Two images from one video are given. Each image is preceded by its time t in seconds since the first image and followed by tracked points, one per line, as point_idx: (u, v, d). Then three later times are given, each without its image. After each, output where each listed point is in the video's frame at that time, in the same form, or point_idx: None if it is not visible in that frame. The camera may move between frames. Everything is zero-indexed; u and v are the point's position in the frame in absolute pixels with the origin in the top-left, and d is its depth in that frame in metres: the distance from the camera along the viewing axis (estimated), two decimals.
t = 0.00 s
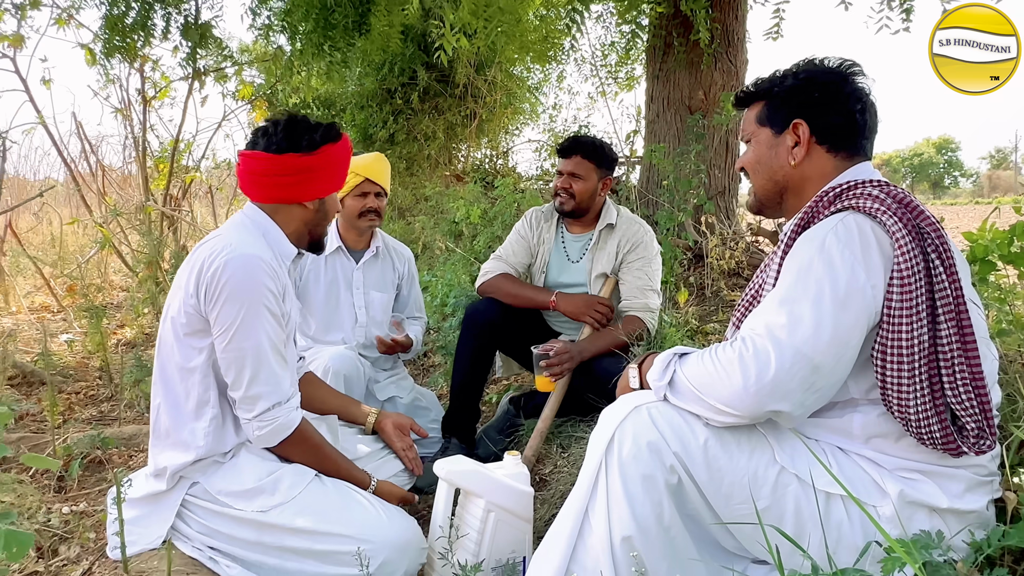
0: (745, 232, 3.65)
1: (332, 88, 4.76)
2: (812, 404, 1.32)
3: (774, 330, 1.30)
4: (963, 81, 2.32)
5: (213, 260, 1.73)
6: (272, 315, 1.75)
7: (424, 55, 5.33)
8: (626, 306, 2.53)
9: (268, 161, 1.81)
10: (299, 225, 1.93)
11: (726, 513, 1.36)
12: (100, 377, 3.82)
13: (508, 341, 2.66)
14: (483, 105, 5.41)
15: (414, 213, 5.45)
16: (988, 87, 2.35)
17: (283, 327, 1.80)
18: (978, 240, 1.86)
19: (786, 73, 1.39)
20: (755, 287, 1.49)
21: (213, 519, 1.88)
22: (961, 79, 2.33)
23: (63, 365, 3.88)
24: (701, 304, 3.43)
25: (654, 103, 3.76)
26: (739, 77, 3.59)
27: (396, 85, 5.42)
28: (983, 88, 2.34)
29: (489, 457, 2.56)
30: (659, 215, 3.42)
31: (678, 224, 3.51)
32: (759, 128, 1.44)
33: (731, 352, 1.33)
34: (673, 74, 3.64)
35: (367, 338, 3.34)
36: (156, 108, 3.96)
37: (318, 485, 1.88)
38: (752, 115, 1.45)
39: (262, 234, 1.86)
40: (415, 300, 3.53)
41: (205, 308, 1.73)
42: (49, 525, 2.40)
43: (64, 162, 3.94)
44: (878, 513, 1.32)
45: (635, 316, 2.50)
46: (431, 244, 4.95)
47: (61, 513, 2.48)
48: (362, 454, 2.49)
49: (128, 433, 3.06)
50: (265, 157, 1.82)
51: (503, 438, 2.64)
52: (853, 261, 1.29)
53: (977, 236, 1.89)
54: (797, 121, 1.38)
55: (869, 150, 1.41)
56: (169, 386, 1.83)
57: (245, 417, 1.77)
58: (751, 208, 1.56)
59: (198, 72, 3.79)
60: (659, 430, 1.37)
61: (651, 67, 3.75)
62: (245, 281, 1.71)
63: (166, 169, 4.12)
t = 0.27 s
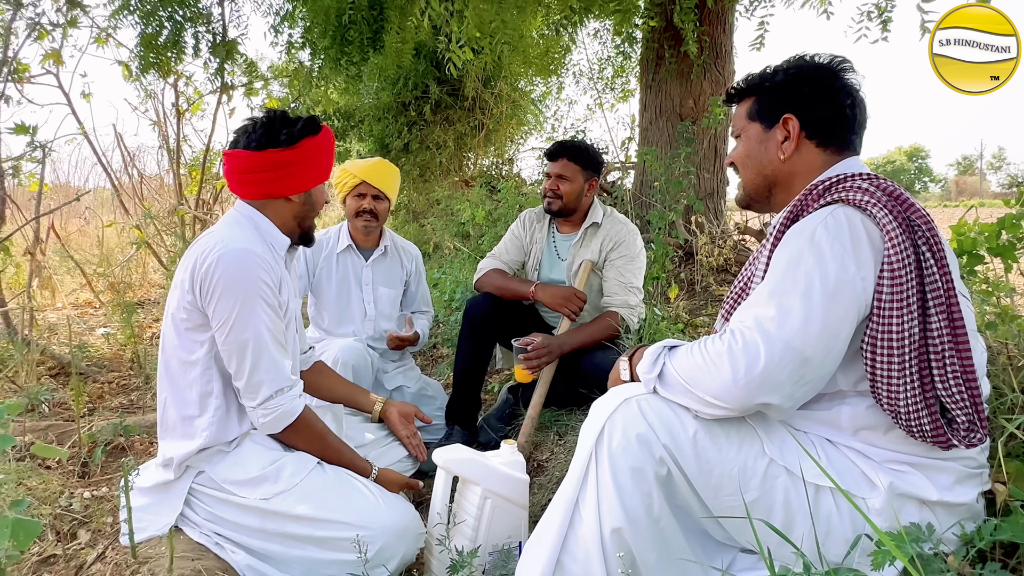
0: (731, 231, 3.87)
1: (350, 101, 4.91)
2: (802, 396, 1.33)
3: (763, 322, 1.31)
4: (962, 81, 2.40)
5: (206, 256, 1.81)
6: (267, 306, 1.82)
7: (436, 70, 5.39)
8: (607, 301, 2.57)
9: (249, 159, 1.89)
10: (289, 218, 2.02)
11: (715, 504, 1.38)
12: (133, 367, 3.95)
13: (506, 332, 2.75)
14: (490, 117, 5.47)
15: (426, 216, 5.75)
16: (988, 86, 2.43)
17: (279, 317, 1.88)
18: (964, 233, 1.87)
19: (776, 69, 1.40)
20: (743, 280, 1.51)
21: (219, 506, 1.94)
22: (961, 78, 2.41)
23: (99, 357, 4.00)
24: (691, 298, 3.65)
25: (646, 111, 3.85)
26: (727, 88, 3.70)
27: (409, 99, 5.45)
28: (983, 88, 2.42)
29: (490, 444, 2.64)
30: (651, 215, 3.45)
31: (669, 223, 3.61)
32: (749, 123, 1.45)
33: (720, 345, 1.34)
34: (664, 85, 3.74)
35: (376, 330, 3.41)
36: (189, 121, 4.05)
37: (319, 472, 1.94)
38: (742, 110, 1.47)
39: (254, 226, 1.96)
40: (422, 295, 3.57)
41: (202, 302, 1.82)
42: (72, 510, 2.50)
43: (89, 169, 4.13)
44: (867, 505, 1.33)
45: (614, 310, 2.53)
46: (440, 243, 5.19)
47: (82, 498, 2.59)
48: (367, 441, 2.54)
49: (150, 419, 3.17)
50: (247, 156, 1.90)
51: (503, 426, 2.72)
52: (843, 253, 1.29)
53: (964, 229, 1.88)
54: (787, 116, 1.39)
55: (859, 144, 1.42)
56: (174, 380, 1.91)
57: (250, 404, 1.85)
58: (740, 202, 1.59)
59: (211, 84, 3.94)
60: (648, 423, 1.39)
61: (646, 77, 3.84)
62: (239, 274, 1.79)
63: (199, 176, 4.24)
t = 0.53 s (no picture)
0: (713, 233, 4.06)
1: (365, 116, 5.69)
2: (773, 396, 1.34)
3: (735, 323, 1.32)
4: (962, 81, 2.38)
5: (200, 261, 1.91)
6: (259, 308, 1.92)
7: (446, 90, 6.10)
8: (592, 306, 2.72)
9: (237, 170, 2.02)
10: (282, 220, 2.18)
11: (688, 502, 1.40)
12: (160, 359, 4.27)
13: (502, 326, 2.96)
14: (495, 131, 6.13)
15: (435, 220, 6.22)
16: (988, 86, 2.40)
17: (272, 318, 1.97)
18: (936, 233, 1.92)
19: (749, 74, 1.44)
20: (717, 280, 1.55)
21: (219, 497, 2.01)
22: (961, 78, 2.39)
23: (132, 350, 4.41)
24: (674, 296, 3.84)
25: (634, 124, 4.13)
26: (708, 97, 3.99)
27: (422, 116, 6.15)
28: (983, 88, 2.39)
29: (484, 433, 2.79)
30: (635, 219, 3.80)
31: (652, 226, 3.88)
32: (724, 127, 1.48)
33: (692, 345, 1.36)
34: (650, 98, 4.00)
35: (381, 326, 3.48)
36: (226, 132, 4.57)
37: (314, 464, 2.04)
38: (716, 115, 1.51)
39: (250, 232, 2.09)
40: (425, 293, 3.63)
41: (198, 305, 1.92)
42: (90, 496, 2.62)
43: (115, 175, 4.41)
44: (840, 504, 1.34)
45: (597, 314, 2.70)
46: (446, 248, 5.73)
47: (100, 484, 2.72)
48: (366, 431, 2.64)
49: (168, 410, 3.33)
50: (235, 166, 2.03)
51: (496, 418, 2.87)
52: (815, 253, 1.30)
53: (936, 230, 1.94)
54: (760, 120, 1.43)
55: (831, 147, 1.45)
56: (175, 377, 2.00)
57: (243, 402, 1.93)
58: (716, 205, 1.62)
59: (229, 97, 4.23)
60: (622, 421, 1.42)
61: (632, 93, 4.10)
62: (231, 278, 1.88)
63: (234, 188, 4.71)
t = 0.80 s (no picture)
0: (691, 238, 4.97)
1: (376, 122, 6.38)
2: (747, 398, 1.35)
3: (708, 325, 1.33)
4: (962, 81, 2.37)
5: (200, 264, 1.98)
6: (256, 310, 2.00)
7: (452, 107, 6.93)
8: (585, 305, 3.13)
9: (237, 179, 2.11)
10: (281, 226, 2.26)
11: (665, 499, 1.44)
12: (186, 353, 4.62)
13: (497, 324, 3.41)
14: (498, 144, 7.01)
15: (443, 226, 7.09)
16: (989, 86, 2.38)
17: (268, 319, 2.05)
18: (907, 237, 1.96)
19: (725, 82, 1.53)
20: (694, 282, 1.61)
21: (221, 489, 2.09)
22: (961, 78, 2.37)
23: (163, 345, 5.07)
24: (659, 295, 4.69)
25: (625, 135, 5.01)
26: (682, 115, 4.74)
27: (431, 129, 6.97)
28: (983, 88, 2.38)
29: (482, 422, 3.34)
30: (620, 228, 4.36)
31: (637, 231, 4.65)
32: (700, 135, 1.59)
33: (666, 348, 1.38)
34: (637, 113, 4.87)
35: (384, 324, 3.56)
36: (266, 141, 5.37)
37: (310, 458, 2.12)
38: (694, 122, 1.61)
39: (248, 238, 2.15)
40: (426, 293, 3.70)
41: (197, 306, 2.00)
42: (105, 485, 2.73)
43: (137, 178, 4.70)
44: (812, 503, 1.37)
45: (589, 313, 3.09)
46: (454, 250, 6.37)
47: (116, 473, 2.83)
48: (365, 424, 2.73)
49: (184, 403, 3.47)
50: (235, 176, 2.11)
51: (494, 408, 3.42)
52: (787, 256, 1.32)
53: (908, 233, 1.97)
54: (735, 127, 1.52)
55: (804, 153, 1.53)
56: (177, 374, 2.09)
57: (240, 400, 2.01)
58: (694, 207, 1.73)
59: (245, 104, 4.58)
60: (598, 421, 1.45)
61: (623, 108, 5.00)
62: (229, 281, 1.95)
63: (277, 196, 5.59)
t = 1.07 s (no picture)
0: (687, 239, 5.11)
1: (381, 126, 6.51)
2: (740, 400, 1.35)
3: (700, 327, 1.32)
4: (962, 81, 2.35)
5: (202, 264, 2.00)
6: (257, 309, 2.01)
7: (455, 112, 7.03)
8: (583, 311, 3.16)
9: (238, 181, 2.12)
10: (281, 228, 2.27)
11: (657, 501, 1.44)
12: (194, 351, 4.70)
13: (498, 325, 3.41)
14: (499, 149, 7.14)
15: (446, 228, 7.19)
16: (989, 85, 2.35)
17: (269, 319, 2.06)
18: (902, 238, 1.95)
19: (704, 92, 1.56)
20: (687, 283, 1.61)
21: (221, 487, 2.11)
22: (961, 78, 2.36)
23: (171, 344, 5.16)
24: (655, 295, 4.82)
25: (622, 140, 5.23)
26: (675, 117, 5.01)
27: (434, 134, 7.08)
28: (983, 89, 2.35)
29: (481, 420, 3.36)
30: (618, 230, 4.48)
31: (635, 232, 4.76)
32: (687, 143, 1.62)
33: (659, 350, 1.38)
34: (635, 117, 5.11)
35: (386, 324, 3.57)
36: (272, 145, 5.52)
37: (309, 457, 2.14)
38: (681, 131, 1.64)
39: (251, 239, 2.17)
40: (427, 293, 3.71)
41: (199, 306, 2.01)
42: (110, 482, 2.76)
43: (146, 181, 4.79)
44: (806, 506, 1.36)
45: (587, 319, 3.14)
46: (456, 251, 6.45)
47: (120, 470, 2.87)
48: (365, 422, 2.75)
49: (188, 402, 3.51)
50: (236, 179, 2.12)
51: (493, 406, 3.43)
52: (780, 258, 1.32)
53: (901, 235, 1.96)
54: (717, 137, 1.55)
55: (790, 154, 1.54)
56: (179, 373, 2.11)
57: (239, 399, 2.02)
58: (690, 210, 1.77)
59: (254, 110, 4.71)
60: (591, 423, 1.45)
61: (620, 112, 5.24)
62: (230, 281, 1.97)
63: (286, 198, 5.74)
